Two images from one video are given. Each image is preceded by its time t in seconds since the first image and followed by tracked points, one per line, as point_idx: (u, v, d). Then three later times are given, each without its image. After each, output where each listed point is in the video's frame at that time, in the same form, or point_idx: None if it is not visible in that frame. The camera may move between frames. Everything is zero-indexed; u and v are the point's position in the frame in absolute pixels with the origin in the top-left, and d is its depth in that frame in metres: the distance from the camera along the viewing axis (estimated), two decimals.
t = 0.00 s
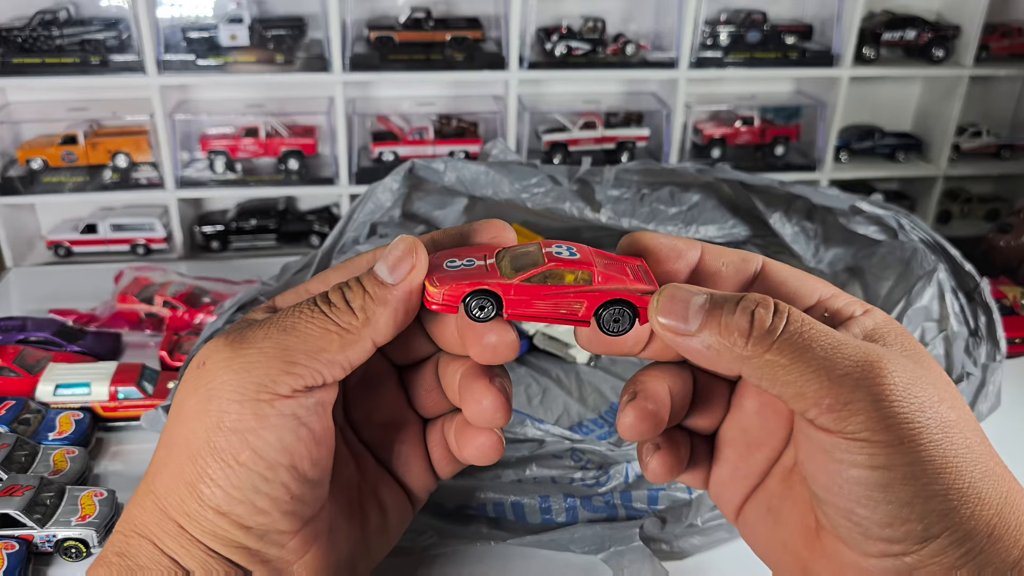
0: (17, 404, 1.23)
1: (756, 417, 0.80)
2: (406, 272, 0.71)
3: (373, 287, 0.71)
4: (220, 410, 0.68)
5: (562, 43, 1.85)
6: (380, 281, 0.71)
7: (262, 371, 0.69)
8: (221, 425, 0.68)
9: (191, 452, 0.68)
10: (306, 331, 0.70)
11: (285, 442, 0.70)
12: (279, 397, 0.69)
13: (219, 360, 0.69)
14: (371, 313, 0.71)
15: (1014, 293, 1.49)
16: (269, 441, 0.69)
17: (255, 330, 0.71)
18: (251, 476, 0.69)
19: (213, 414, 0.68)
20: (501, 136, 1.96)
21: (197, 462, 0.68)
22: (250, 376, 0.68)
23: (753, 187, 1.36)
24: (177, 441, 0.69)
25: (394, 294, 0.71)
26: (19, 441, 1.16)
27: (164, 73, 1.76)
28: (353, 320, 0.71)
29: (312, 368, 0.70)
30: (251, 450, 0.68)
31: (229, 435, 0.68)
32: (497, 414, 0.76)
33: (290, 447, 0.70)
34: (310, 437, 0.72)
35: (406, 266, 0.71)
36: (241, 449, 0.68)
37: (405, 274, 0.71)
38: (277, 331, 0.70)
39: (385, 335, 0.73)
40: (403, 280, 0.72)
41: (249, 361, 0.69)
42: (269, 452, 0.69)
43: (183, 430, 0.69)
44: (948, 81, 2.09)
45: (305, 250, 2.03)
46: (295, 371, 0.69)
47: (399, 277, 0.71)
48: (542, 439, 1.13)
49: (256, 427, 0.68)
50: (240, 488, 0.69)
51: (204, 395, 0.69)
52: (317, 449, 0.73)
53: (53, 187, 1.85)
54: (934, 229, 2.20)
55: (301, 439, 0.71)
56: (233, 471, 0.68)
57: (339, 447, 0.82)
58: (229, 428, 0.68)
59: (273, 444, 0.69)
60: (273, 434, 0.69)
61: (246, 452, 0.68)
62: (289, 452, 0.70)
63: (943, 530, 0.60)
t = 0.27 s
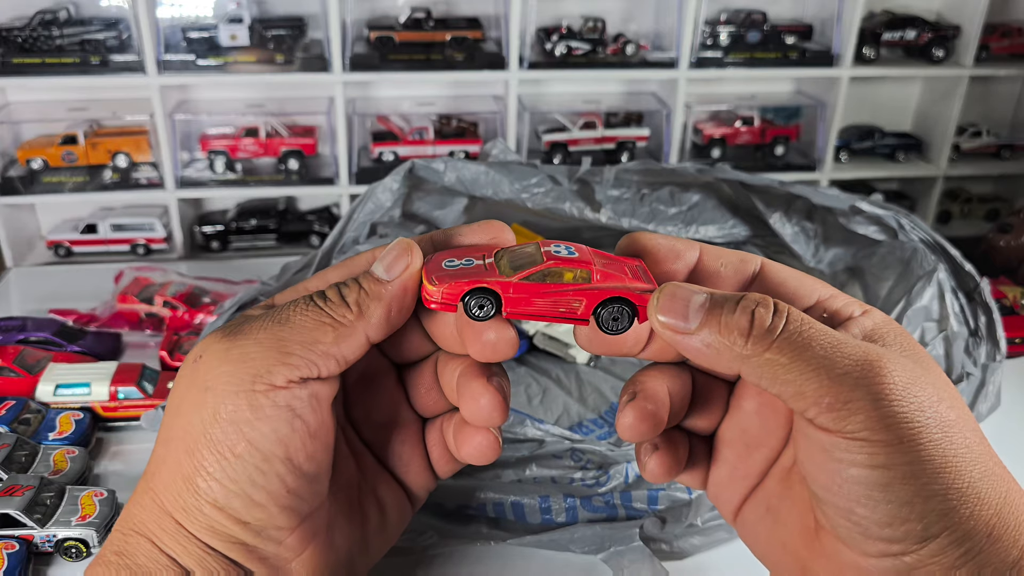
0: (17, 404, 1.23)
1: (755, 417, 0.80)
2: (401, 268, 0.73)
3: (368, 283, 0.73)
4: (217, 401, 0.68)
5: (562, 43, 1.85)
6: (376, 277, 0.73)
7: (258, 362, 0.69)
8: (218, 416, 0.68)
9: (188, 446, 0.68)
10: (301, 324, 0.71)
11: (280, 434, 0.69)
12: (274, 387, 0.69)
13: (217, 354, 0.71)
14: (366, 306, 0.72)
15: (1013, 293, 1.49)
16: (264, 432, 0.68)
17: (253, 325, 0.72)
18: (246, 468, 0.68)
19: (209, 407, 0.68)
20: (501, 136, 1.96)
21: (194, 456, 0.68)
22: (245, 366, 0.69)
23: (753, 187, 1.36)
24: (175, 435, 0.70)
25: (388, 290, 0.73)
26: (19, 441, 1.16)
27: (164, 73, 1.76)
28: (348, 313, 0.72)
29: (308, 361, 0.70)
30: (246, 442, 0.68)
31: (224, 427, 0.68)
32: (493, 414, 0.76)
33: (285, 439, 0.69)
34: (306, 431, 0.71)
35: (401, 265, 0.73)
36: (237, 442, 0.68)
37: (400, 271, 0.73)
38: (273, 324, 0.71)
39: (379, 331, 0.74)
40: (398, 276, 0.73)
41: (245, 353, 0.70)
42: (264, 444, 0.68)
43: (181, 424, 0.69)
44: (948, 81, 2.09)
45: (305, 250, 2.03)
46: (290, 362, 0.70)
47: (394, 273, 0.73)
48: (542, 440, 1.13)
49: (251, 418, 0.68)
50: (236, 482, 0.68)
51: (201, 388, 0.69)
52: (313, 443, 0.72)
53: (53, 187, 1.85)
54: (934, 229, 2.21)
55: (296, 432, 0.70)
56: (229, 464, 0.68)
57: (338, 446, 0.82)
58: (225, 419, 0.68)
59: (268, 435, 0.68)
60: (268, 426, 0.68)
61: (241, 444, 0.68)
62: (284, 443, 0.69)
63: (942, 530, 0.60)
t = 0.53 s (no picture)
0: (17, 404, 1.23)
1: (756, 417, 0.80)
2: (400, 268, 0.73)
3: (367, 282, 0.73)
4: (215, 404, 0.68)
5: (562, 43, 1.85)
6: (374, 277, 0.73)
7: (256, 363, 0.69)
8: (216, 419, 0.68)
9: (186, 447, 0.68)
10: (298, 325, 0.71)
11: (279, 435, 0.69)
12: (272, 389, 0.69)
13: (213, 356, 0.70)
14: (364, 306, 0.72)
15: (1014, 293, 1.49)
16: (262, 434, 0.68)
17: (249, 326, 0.72)
18: (245, 470, 0.68)
19: (206, 408, 0.68)
20: (501, 136, 1.96)
21: (192, 457, 0.68)
22: (242, 367, 0.69)
23: (753, 187, 1.36)
24: (173, 436, 0.69)
25: (386, 291, 0.73)
26: (19, 441, 1.16)
27: (164, 73, 1.76)
28: (346, 313, 0.72)
29: (306, 361, 0.70)
30: (245, 445, 0.68)
31: (222, 428, 0.68)
32: (494, 414, 0.76)
33: (284, 441, 0.69)
34: (304, 432, 0.71)
35: (400, 264, 0.73)
36: (235, 444, 0.68)
37: (399, 271, 0.73)
38: (269, 325, 0.71)
39: (377, 330, 0.74)
40: (397, 276, 0.73)
41: (241, 355, 0.69)
42: (263, 445, 0.68)
43: (179, 425, 0.69)
44: (948, 81, 2.09)
45: (305, 250, 2.03)
46: (287, 363, 0.69)
47: (393, 273, 0.73)
48: (542, 440, 1.13)
49: (249, 421, 0.68)
50: (235, 484, 0.68)
51: (199, 389, 0.69)
52: (312, 444, 0.72)
53: (52, 187, 1.85)
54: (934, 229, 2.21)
55: (295, 434, 0.70)
56: (228, 466, 0.68)
57: (338, 446, 0.82)
58: (223, 422, 0.68)
59: (266, 437, 0.68)
60: (267, 428, 0.68)
61: (240, 446, 0.68)
62: (282, 445, 0.69)
63: (942, 530, 0.60)
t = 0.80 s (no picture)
0: (17, 404, 1.23)
1: (756, 417, 0.80)
2: (400, 264, 0.73)
3: (367, 280, 0.73)
4: (215, 405, 0.68)
5: (562, 43, 1.85)
6: (375, 274, 0.73)
7: (255, 366, 0.69)
8: (216, 422, 0.68)
9: (186, 449, 0.68)
10: (298, 325, 0.71)
11: (280, 437, 0.69)
12: (273, 391, 0.69)
13: (213, 357, 0.70)
14: (364, 304, 0.73)
15: (1013, 293, 1.49)
16: (263, 437, 0.68)
17: (250, 325, 0.72)
18: (246, 473, 0.68)
19: (206, 411, 0.68)
20: (501, 136, 1.96)
21: (193, 459, 0.68)
22: (242, 370, 0.68)
23: (753, 187, 1.36)
24: (173, 437, 0.69)
25: (388, 287, 0.73)
26: (19, 441, 1.16)
27: (164, 73, 1.76)
28: (346, 312, 0.72)
29: (306, 362, 0.70)
30: (246, 446, 0.68)
31: (223, 431, 0.68)
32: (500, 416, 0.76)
33: (285, 442, 0.69)
34: (305, 433, 0.71)
35: (400, 260, 0.73)
36: (236, 446, 0.68)
37: (399, 267, 0.73)
38: (269, 325, 0.71)
39: (377, 328, 0.74)
40: (397, 273, 0.73)
41: (241, 358, 0.69)
42: (264, 447, 0.68)
43: (179, 426, 0.69)
44: (947, 81, 2.09)
45: (305, 250, 2.03)
46: (287, 365, 0.69)
47: (393, 271, 0.73)
48: (542, 440, 1.13)
49: (250, 423, 0.68)
50: (236, 486, 0.68)
51: (199, 391, 0.69)
52: (312, 446, 0.72)
53: (52, 187, 1.85)
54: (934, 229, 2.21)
55: (296, 435, 0.70)
56: (229, 468, 0.68)
57: (340, 447, 0.82)
58: (223, 425, 0.68)
59: (267, 440, 0.69)
60: (268, 430, 0.69)
61: (241, 448, 0.68)
62: (284, 447, 0.69)
63: (938, 525, 0.60)
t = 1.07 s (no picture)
0: (16, 404, 1.23)
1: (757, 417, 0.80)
2: (419, 268, 0.72)
3: (385, 283, 0.72)
4: (230, 409, 0.68)
5: (562, 44, 1.85)
6: (393, 277, 0.72)
7: (272, 371, 0.69)
8: (231, 425, 0.68)
9: (200, 450, 0.68)
10: (313, 330, 0.71)
11: (296, 442, 0.70)
12: (290, 397, 0.69)
13: (230, 361, 0.69)
14: (381, 309, 0.72)
15: (1013, 293, 1.49)
16: (280, 442, 0.69)
17: (264, 329, 0.71)
18: (259, 477, 0.68)
19: (223, 415, 0.68)
20: (501, 136, 1.96)
21: (207, 462, 0.68)
22: (259, 377, 0.68)
23: (753, 187, 1.36)
24: (185, 438, 0.69)
25: (406, 292, 0.72)
26: (19, 441, 1.16)
27: (165, 73, 1.76)
28: (362, 317, 0.72)
29: (321, 367, 0.71)
30: (261, 451, 0.68)
31: (239, 436, 0.68)
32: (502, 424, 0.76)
33: (300, 447, 0.70)
34: (319, 438, 0.72)
35: (419, 263, 0.72)
36: (251, 450, 0.68)
37: (417, 272, 0.72)
38: (285, 330, 0.71)
39: (393, 330, 0.74)
40: (416, 277, 0.72)
41: (258, 363, 0.69)
42: (279, 452, 0.69)
43: (193, 429, 0.69)
44: (947, 81, 2.09)
45: (305, 250, 2.03)
46: (304, 371, 0.70)
47: (411, 275, 0.72)
48: (542, 440, 1.13)
49: (267, 429, 0.68)
50: (248, 488, 0.68)
51: (214, 395, 0.69)
52: (324, 450, 0.73)
53: (53, 188, 1.85)
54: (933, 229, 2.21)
55: (311, 440, 0.71)
56: (243, 471, 0.68)
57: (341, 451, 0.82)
58: (239, 428, 0.68)
59: (283, 444, 0.69)
60: (285, 435, 0.69)
61: (256, 452, 0.68)
62: (299, 452, 0.70)
63: (931, 523, 0.60)
